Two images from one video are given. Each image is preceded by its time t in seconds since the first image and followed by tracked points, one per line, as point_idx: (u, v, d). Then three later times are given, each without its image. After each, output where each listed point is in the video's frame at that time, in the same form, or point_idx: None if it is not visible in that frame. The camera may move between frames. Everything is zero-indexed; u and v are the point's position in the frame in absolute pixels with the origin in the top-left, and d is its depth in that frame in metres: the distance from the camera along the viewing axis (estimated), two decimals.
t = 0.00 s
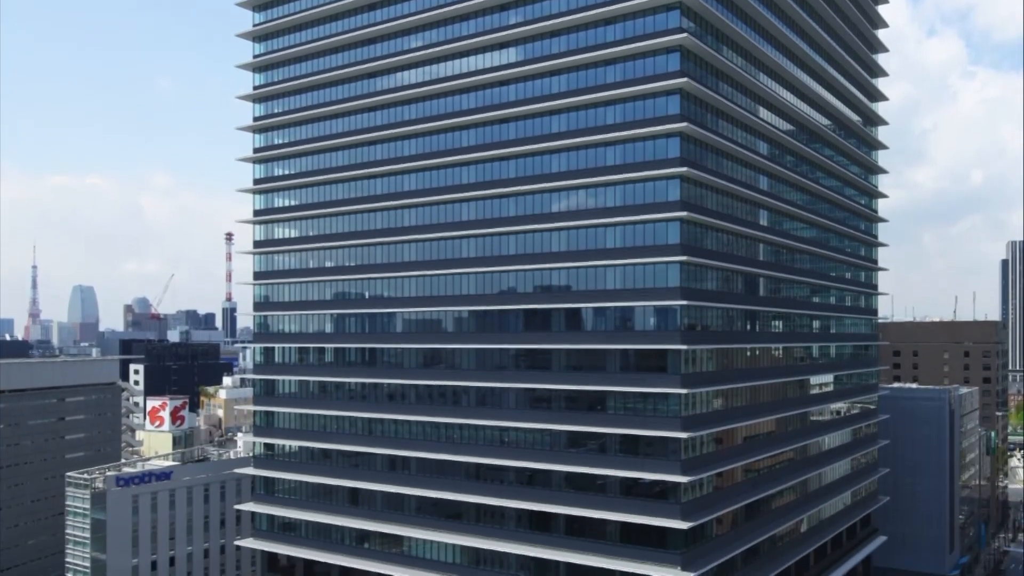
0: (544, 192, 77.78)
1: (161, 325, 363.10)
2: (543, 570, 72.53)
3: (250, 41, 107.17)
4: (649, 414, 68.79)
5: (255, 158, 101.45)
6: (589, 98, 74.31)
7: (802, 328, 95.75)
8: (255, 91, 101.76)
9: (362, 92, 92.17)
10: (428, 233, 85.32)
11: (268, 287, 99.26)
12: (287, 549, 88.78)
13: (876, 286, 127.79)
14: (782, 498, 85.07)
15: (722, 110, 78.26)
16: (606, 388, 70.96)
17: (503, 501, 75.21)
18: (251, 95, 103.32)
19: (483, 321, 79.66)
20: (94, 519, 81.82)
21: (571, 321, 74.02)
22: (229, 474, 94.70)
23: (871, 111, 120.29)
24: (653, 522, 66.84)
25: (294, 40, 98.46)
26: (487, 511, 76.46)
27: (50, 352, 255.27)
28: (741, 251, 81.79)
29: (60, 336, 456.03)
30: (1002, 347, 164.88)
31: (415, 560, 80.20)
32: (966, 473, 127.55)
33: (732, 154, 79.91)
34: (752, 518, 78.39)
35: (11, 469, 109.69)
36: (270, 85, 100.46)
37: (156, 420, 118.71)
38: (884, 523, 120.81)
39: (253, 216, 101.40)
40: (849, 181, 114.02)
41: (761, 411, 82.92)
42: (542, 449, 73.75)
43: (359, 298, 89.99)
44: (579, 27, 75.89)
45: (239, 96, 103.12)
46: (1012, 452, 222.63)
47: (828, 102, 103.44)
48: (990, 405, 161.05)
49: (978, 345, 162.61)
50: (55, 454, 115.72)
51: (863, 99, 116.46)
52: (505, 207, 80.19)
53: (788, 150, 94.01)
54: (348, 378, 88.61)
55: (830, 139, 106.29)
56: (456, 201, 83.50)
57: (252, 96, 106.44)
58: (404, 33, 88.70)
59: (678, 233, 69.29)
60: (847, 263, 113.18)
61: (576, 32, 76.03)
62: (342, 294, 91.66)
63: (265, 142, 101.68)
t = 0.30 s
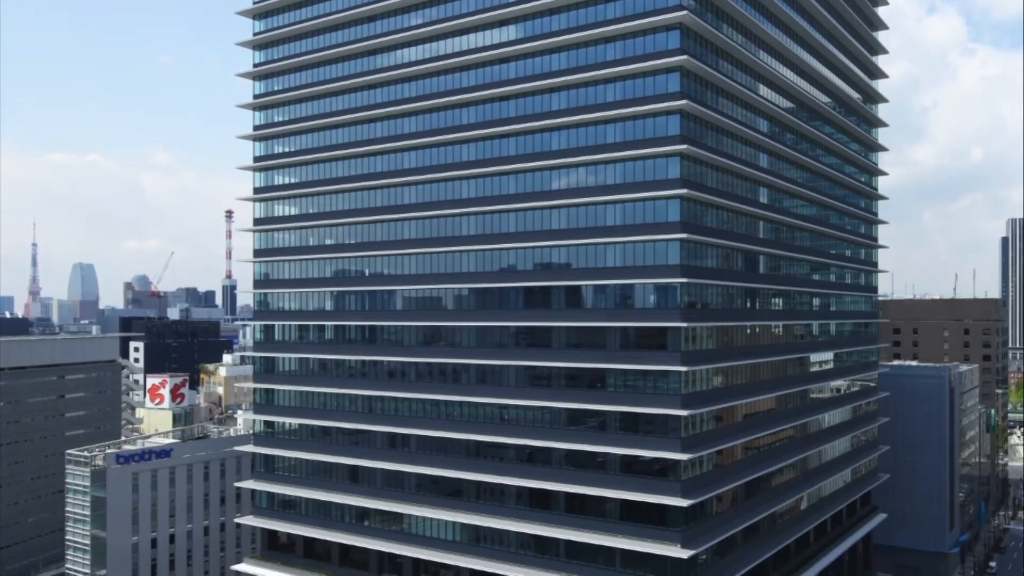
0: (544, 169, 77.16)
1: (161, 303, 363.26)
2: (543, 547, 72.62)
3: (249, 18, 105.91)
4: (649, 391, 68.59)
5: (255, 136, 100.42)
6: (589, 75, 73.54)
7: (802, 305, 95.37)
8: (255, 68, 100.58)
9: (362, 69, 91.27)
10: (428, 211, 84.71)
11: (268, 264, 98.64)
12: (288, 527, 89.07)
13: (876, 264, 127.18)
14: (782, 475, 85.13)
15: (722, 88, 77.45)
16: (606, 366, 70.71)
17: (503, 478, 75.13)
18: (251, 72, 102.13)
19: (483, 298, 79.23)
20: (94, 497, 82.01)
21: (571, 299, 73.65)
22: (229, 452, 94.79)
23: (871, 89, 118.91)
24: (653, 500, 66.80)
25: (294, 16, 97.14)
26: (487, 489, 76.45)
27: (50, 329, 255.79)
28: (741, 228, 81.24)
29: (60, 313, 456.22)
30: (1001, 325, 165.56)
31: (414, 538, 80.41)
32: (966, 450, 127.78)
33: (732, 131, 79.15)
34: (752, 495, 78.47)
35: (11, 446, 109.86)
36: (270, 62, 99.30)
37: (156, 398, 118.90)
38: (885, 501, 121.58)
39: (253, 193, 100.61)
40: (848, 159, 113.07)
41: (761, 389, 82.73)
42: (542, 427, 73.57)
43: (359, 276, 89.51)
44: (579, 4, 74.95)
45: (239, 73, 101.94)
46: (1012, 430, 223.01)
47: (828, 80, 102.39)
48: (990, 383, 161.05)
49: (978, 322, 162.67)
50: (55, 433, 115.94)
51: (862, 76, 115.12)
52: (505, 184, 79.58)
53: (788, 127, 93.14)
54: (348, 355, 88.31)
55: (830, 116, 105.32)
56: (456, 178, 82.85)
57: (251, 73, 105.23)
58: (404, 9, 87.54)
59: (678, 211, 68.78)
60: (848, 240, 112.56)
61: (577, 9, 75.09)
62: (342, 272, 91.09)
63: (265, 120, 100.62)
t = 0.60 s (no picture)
0: (544, 147, 76.57)
1: (161, 280, 363.45)
2: (543, 525, 72.73)
3: None
4: (649, 368, 68.46)
5: (255, 113, 99.50)
6: (589, 52, 72.78)
7: (803, 283, 94.98)
8: (255, 46, 99.37)
9: (361, 47, 90.33)
10: (428, 188, 84.12)
11: (268, 242, 97.88)
12: (288, 504, 89.30)
13: (876, 242, 126.59)
14: (782, 453, 85.20)
15: (722, 65, 76.64)
16: (606, 343, 70.49)
17: (503, 456, 75.11)
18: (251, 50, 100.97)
19: (483, 276, 78.84)
20: (94, 474, 82.12)
21: (571, 276, 73.29)
22: (229, 430, 94.83)
23: (871, 66, 117.69)
24: (653, 477, 66.83)
25: None
26: (487, 466, 76.45)
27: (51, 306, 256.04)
28: (741, 206, 80.67)
29: (60, 291, 456.15)
30: (1002, 302, 164.87)
31: (414, 515, 80.55)
32: (966, 428, 127.92)
33: (732, 109, 78.42)
34: (752, 473, 78.56)
35: (11, 424, 109.95)
36: (271, 40, 98.03)
37: (156, 375, 119.12)
38: (884, 479, 122.14)
39: (253, 170, 99.72)
40: (848, 137, 112.19)
41: (762, 367, 82.57)
42: (542, 404, 73.41)
43: (359, 253, 89.03)
44: None
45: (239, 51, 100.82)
46: (1012, 408, 223.28)
47: (828, 57, 101.32)
48: (990, 360, 160.91)
49: (978, 300, 162.47)
50: (54, 411, 116.10)
51: (863, 53, 113.90)
52: (506, 161, 78.97)
53: (789, 105, 92.28)
54: (348, 332, 88.00)
55: (830, 94, 104.34)
56: (456, 155, 82.17)
57: (251, 51, 104.07)
58: None
59: (678, 188, 68.32)
60: (848, 218, 111.92)
61: None
62: (342, 250, 90.62)
63: (265, 98, 99.64)
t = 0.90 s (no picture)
0: (544, 125, 75.91)
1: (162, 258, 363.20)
2: (543, 503, 72.81)
3: None
4: (649, 346, 68.26)
5: (255, 91, 98.52)
6: (589, 30, 72.02)
7: (802, 261, 94.54)
8: (255, 23, 98.02)
9: (360, 24, 89.33)
10: (428, 166, 83.50)
11: (268, 219, 97.28)
12: (288, 481, 89.43)
13: (876, 220, 125.87)
14: (782, 430, 85.21)
15: (722, 42, 75.80)
16: (606, 321, 70.23)
17: (502, 434, 75.08)
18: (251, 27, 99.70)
19: (483, 254, 78.43)
20: (94, 452, 81.35)
21: (571, 254, 72.90)
22: (229, 407, 94.82)
23: (871, 44, 116.40)
24: (653, 455, 66.80)
25: None
26: (487, 444, 76.43)
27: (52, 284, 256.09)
28: (741, 183, 80.05)
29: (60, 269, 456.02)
30: (1002, 279, 164.09)
31: (415, 493, 80.62)
32: (966, 405, 128.01)
33: (732, 86, 77.65)
34: (752, 451, 78.59)
35: (11, 401, 110.05)
36: (271, 17, 96.55)
37: (156, 352, 118.35)
38: (884, 456, 122.45)
39: (253, 148, 98.88)
40: (849, 114, 111.19)
41: (762, 345, 82.36)
42: (542, 382, 73.27)
43: (359, 231, 88.55)
44: None
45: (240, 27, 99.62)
46: (1012, 386, 223.51)
47: (828, 35, 100.18)
48: (990, 338, 160.83)
49: (978, 278, 162.27)
50: (54, 389, 116.24)
51: (864, 31, 112.62)
52: (505, 139, 78.31)
53: (789, 83, 91.34)
54: (348, 310, 87.72)
55: (830, 72, 103.32)
56: (456, 133, 81.48)
57: (251, 27, 102.84)
58: None
59: (678, 166, 67.84)
60: (848, 195, 111.19)
61: None
62: (342, 227, 90.12)
63: (265, 75, 98.60)
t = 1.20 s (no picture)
0: (543, 102, 75.25)
1: (161, 235, 362.66)
2: (543, 480, 72.86)
3: None
4: (649, 324, 68.05)
5: (255, 68, 97.47)
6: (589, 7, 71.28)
7: (802, 238, 94.04)
8: None
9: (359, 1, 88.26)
10: (428, 143, 82.81)
11: (268, 197, 96.66)
12: (289, 459, 89.63)
13: (875, 198, 125.02)
14: (782, 408, 85.15)
15: (723, 19, 74.94)
16: (606, 298, 69.97)
17: (503, 411, 74.99)
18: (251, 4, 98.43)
19: (483, 231, 77.95)
20: (94, 430, 80.97)
21: (571, 232, 72.48)
22: (229, 384, 94.77)
23: (871, 21, 114.96)
24: (653, 432, 66.76)
25: None
26: (487, 421, 76.34)
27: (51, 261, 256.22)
28: (740, 161, 79.37)
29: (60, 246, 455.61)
30: (1002, 257, 164.12)
31: (415, 470, 80.67)
32: (966, 383, 128.02)
33: (732, 64, 76.86)
34: (752, 428, 78.57)
35: (11, 378, 110.10)
36: None
37: (156, 329, 119.14)
38: (884, 434, 122.61)
39: (252, 126, 97.98)
40: (848, 92, 110.11)
41: (761, 323, 82.11)
42: (542, 359, 73.12)
43: (359, 209, 88.02)
44: None
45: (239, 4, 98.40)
46: (1012, 363, 223.85)
47: (829, 12, 98.97)
48: (990, 315, 160.86)
49: (978, 256, 162.05)
50: (54, 367, 116.27)
51: (864, 8, 111.20)
52: (505, 116, 77.62)
53: (789, 60, 90.40)
54: (348, 287, 87.38)
55: (830, 49, 102.22)
56: (455, 111, 80.79)
57: (249, 5, 101.59)
58: None
59: (678, 143, 67.36)
60: (848, 173, 110.39)
61: None
62: (342, 205, 89.59)
63: (265, 53, 97.49)
